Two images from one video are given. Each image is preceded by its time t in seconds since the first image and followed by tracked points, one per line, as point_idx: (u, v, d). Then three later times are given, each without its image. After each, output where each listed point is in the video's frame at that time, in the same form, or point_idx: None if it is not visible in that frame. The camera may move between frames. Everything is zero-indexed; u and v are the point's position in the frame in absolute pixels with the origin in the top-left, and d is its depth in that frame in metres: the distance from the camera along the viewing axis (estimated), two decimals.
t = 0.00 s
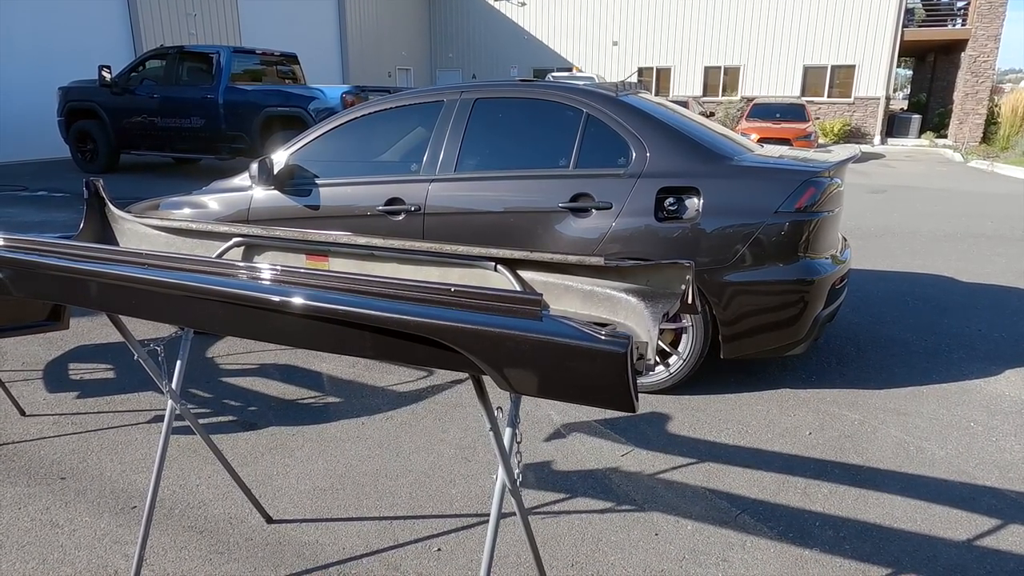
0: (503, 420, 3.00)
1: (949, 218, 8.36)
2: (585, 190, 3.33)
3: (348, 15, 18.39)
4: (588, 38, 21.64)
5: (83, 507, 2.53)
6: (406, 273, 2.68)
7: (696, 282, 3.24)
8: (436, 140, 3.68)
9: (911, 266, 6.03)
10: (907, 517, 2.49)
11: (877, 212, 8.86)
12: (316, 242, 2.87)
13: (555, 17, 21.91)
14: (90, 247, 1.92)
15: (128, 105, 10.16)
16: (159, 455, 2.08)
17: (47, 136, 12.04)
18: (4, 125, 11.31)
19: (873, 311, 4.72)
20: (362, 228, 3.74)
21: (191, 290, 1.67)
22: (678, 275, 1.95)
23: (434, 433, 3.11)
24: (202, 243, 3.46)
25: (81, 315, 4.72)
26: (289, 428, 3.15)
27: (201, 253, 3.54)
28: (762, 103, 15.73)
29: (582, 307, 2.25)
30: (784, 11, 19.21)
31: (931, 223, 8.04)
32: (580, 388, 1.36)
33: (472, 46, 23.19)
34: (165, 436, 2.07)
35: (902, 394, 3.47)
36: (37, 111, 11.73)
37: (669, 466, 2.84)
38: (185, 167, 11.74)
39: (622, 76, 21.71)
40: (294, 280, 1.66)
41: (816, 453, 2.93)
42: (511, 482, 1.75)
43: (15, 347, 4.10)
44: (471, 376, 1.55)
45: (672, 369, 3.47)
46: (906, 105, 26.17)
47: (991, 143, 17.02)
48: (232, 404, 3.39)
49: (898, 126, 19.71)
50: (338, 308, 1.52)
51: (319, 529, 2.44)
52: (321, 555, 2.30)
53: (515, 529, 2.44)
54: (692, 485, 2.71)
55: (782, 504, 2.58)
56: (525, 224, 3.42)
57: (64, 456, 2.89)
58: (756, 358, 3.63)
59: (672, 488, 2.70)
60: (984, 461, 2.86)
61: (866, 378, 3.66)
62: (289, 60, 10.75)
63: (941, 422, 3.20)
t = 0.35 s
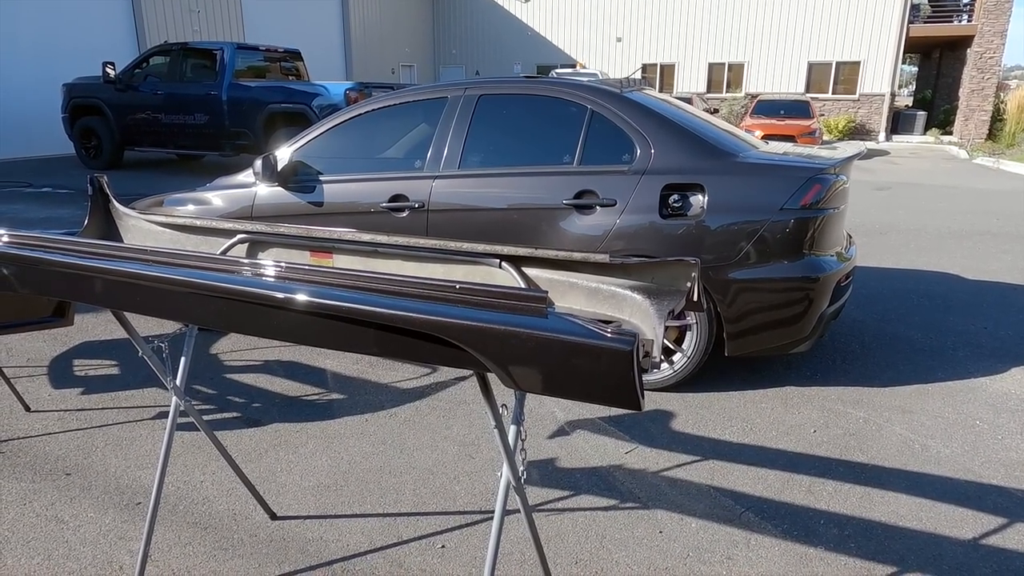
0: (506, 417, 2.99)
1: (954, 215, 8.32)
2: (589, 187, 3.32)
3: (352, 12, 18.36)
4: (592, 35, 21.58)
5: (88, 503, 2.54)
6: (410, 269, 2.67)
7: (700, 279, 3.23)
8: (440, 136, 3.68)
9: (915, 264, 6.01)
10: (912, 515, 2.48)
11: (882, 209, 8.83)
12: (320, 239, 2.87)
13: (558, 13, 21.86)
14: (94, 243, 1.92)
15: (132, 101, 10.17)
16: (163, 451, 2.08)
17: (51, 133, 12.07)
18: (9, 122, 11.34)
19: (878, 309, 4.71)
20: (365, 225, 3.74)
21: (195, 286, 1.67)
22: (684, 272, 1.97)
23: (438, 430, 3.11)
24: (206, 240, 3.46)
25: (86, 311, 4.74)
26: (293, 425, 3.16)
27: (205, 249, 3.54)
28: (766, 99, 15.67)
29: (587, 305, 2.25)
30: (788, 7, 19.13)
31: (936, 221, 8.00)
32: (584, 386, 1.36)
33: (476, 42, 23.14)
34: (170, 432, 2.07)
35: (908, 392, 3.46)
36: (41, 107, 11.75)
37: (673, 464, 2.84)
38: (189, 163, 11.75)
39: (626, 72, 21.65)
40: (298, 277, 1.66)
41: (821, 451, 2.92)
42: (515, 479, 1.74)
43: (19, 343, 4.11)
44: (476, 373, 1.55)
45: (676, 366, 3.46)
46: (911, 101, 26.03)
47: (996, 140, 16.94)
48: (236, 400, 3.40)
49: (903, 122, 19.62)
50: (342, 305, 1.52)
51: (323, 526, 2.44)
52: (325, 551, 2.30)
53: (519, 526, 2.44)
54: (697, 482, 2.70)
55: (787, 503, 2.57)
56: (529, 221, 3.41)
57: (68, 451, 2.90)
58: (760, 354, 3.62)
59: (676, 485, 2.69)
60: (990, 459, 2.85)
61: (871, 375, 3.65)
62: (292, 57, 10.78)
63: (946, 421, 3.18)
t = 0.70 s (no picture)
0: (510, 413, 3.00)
1: (960, 212, 8.27)
2: (593, 183, 3.32)
3: (356, 7, 18.35)
4: (596, 31, 21.52)
5: (93, 498, 2.55)
6: (414, 265, 2.68)
7: (704, 276, 3.22)
8: (443, 133, 3.67)
9: (921, 261, 5.99)
10: (916, 512, 2.48)
11: (887, 206, 8.79)
12: (324, 235, 2.87)
13: (563, 9, 21.79)
14: (98, 239, 1.93)
15: (137, 97, 10.19)
16: (168, 447, 2.09)
17: (56, 129, 12.10)
18: (14, 118, 11.37)
19: (882, 306, 4.69)
20: (369, 221, 3.74)
21: (199, 282, 1.68)
22: (687, 270, 1.98)
23: (441, 426, 3.12)
24: (211, 237, 3.47)
25: (92, 307, 4.76)
26: (297, 420, 3.17)
27: (210, 245, 3.55)
28: (771, 95, 15.61)
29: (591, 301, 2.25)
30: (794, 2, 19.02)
31: (942, 218, 7.96)
32: (587, 382, 1.36)
33: (480, 39, 23.10)
34: (174, 427, 2.08)
35: (911, 389, 3.45)
36: (46, 103, 11.78)
37: (677, 461, 2.84)
38: (194, 160, 11.77)
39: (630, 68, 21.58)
40: (301, 273, 1.66)
41: (825, 448, 2.92)
42: (518, 476, 1.74)
43: (25, 338, 4.13)
44: (479, 369, 1.55)
45: (680, 363, 3.46)
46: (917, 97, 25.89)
47: (1003, 136, 16.85)
48: (240, 396, 3.41)
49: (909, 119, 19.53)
50: (345, 301, 1.52)
51: (327, 521, 2.45)
52: (329, 547, 2.31)
53: (522, 523, 2.45)
54: (700, 479, 2.70)
55: (790, 500, 2.57)
56: (533, 217, 3.41)
57: (74, 446, 2.92)
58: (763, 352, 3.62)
59: (679, 482, 2.69)
60: (994, 457, 2.84)
61: (875, 373, 3.64)
62: (296, 53, 10.78)
63: (951, 418, 3.17)
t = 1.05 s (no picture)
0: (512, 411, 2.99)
1: (963, 210, 8.25)
2: (595, 181, 3.31)
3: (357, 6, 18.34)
4: (598, 29, 21.48)
5: (95, 495, 2.56)
6: (415, 263, 2.67)
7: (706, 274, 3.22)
8: (446, 130, 3.67)
9: (924, 259, 5.97)
10: (919, 510, 2.47)
11: (890, 204, 8.78)
12: (325, 232, 2.87)
13: (565, 7, 21.75)
14: (100, 236, 1.93)
15: (138, 96, 10.19)
16: (169, 444, 2.08)
17: (58, 128, 12.11)
18: (16, 117, 11.38)
19: (885, 304, 4.68)
20: (371, 219, 3.74)
21: (200, 280, 1.67)
22: (689, 266, 1.96)
23: (443, 424, 3.12)
24: (212, 234, 3.46)
25: (94, 305, 4.76)
26: (299, 418, 3.17)
27: (212, 243, 3.56)
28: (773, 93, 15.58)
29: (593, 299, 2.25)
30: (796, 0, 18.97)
31: (945, 216, 7.94)
32: (589, 379, 1.35)
33: (482, 37, 23.08)
34: (176, 424, 2.07)
35: (914, 388, 3.44)
36: (48, 102, 11.79)
37: (679, 459, 2.83)
38: (195, 158, 11.77)
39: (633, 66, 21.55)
40: (302, 270, 1.66)
41: (827, 446, 2.91)
42: (520, 473, 1.74)
43: (27, 336, 4.14)
44: (480, 367, 1.54)
45: (682, 361, 3.45)
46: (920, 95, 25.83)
47: (1006, 134, 16.81)
48: (242, 394, 3.41)
49: (912, 117, 19.48)
50: (347, 298, 1.52)
51: (328, 519, 2.45)
52: (330, 544, 2.31)
53: (524, 520, 2.44)
54: (702, 477, 2.70)
55: (792, 498, 2.56)
56: (535, 215, 3.40)
57: (76, 444, 2.92)
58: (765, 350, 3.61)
59: (681, 480, 2.69)
60: (998, 455, 2.84)
61: (878, 371, 3.63)
62: (298, 51, 10.77)
63: (954, 416, 3.17)
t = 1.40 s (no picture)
0: (516, 409, 3.00)
1: (969, 209, 8.22)
2: (600, 179, 3.31)
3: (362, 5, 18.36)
4: (603, 28, 21.46)
5: (102, 491, 2.58)
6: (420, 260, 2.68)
7: (711, 272, 3.22)
8: (451, 128, 3.68)
9: (930, 258, 5.95)
10: (923, 509, 2.47)
11: (896, 203, 8.74)
12: (330, 230, 2.88)
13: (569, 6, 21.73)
14: (109, 234, 1.94)
15: (144, 95, 10.23)
16: (176, 441, 2.09)
17: (65, 126, 12.17)
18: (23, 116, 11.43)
19: (891, 303, 4.67)
20: (376, 217, 3.75)
21: (207, 277, 1.68)
22: (693, 265, 1.96)
23: (447, 422, 3.12)
24: (218, 232, 3.48)
25: (100, 303, 4.79)
26: (304, 416, 3.18)
27: (217, 241, 3.57)
28: (778, 92, 15.54)
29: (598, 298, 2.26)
30: None
31: (950, 215, 7.92)
32: (594, 377, 1.36)
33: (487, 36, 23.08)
34: (182, 421, 2.08)
35: (919, 387, 3.43)
36: (55, 101, 11.84)
37: (683, 457, 2.83)
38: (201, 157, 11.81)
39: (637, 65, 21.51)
40: (309, 268, 1.67)
41: (832, 445, 2.91)
42: (524, 471, 1.74)
43: (35, 334, 4.16)
44: (486, 364, 1.55)
45: (686, 360, 3.46)
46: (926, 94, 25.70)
47: (1012, 133, 16.72)
48: (247, 391, 3.43)
49: (918, 116, 19.40)
50: (353, 296, 1.52)
51: (334, 516, 2.46)
52: (335, 541, 2.32)
53: (528, 518, 2.45)
54: (706, 475, 2.70)
55: (797, 496, 2.56)
56: (539, 213, 3.41)
57: (83, 441, 2.94)
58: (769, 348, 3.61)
59: (685, 478, 2.69)
60: (1003, 455, 2.83)
61: (882, 370, 3.63)
62: (303, 50, 10.77)
63: (959, 416, 3.16)
